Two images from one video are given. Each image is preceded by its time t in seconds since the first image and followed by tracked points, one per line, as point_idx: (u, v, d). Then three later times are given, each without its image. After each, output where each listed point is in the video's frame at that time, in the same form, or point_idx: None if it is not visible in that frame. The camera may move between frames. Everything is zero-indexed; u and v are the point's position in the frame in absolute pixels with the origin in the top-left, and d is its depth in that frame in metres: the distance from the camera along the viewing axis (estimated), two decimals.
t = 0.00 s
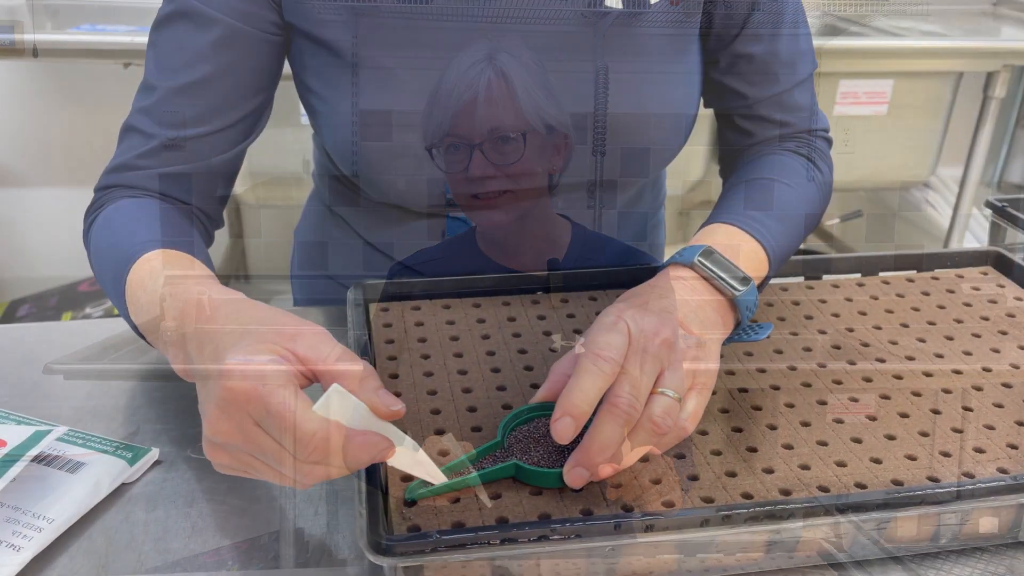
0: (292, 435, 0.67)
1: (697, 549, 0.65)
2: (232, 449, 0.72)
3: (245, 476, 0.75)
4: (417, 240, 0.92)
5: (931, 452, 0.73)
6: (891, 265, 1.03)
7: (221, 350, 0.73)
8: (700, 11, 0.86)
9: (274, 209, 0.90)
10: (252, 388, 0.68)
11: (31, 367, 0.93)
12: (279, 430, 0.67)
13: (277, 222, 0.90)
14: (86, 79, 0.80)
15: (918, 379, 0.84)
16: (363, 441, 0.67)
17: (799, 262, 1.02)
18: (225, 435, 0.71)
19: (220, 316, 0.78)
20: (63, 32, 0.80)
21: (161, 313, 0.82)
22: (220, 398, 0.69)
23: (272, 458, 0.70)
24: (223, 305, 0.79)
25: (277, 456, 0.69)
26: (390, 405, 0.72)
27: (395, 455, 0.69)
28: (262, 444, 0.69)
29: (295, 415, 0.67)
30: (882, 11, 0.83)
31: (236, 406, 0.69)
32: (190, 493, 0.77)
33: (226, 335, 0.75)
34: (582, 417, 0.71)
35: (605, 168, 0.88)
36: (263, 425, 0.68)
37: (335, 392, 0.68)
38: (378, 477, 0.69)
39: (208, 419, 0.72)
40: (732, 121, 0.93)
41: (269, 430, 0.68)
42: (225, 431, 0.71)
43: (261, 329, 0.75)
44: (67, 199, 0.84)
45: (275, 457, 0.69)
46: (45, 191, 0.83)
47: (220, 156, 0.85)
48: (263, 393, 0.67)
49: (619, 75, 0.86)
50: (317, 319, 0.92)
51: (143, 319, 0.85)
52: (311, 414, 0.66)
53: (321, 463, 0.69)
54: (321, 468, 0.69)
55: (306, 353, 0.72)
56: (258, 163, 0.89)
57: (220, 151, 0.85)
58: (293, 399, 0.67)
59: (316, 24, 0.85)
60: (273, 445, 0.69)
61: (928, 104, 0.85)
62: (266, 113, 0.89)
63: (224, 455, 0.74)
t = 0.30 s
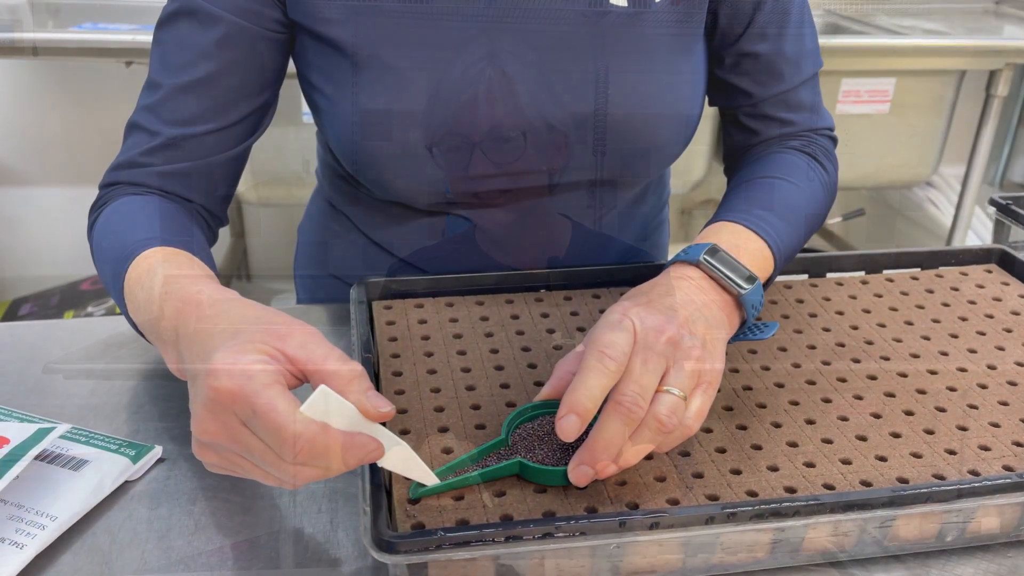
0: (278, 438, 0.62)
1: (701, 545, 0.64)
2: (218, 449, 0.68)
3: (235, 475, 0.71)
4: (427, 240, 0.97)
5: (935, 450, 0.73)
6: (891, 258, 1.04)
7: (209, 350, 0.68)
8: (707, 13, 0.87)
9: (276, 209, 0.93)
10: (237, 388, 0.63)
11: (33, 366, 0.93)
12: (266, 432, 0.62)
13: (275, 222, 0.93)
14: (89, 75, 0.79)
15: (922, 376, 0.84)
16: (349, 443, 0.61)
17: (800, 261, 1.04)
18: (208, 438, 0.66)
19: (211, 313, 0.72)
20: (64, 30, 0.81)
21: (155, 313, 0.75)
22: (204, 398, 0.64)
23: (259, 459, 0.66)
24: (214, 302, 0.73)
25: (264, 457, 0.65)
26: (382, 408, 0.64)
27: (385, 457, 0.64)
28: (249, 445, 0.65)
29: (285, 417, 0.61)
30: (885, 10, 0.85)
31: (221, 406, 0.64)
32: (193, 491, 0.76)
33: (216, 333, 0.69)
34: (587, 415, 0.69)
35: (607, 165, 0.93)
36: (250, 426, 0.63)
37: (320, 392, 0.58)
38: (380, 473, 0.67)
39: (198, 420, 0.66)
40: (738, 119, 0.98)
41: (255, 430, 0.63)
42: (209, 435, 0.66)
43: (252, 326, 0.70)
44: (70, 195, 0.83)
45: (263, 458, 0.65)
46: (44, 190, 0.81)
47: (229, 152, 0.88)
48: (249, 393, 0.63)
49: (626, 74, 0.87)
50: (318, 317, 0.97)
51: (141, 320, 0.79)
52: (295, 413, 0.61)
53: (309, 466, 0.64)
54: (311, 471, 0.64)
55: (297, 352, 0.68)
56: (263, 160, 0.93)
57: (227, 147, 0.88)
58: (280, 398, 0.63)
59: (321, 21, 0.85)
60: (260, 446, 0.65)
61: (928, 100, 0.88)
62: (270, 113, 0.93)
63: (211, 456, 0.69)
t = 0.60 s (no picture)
0: (279, 438, 0.60)
1: (699, 543, 0.63)
2: (219, 448, 0.66)
3: (235, 474, 0.69)
4: (429, 239, 0.99)
5: (934, 451, 0.73)
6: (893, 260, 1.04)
7: (210, 348, 0.66)
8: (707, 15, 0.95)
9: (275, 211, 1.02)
10: (238, 386, 0.61)
11: (34, 367, 0.93)
12: (266, 431, 0.60)
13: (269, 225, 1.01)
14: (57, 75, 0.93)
15: (921, 377, 0.84)
16: (349, 442, 0.61)
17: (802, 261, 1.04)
18: (208, 438, 0.64)
19: (213, 312, 0.69)
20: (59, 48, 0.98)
21: (158, 310, 0.73)
22: (203, 397, 0.62)
23: (260, 458, 0.64)
24: (215, 302, 0.71)
25: (264, 455, 0.63)
26: (382, 407, 0.62)
27: (385, 458, 0.63)
28: (250, 445, 0.63)
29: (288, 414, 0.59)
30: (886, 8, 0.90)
31: (222, 405, 0.61)
32: (193, 490, 0.76)
33: (217, 332, 0.67)
34: (589, 418, 0.68)
35: (607, 168, 0.94)
36: (251, 425, 0.61)
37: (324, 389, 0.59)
38: (379, 472, 0.66)
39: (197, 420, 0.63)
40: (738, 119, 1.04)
41: (256, 430, 0.61)
42: (209, 435, 0.64)
43: (253, 325, 0.68)
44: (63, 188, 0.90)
45: (263, 457, 0.63)
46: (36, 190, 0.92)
47: (231, 151, 0.90)
48: (249, 392, 0.60)
49: (622, 76, 0.87)
50: (318, 316, 1.00)
51: (142, 320, 0.76)
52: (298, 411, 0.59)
53: (311, 465, 0.62)
54: (313, 470, 0.62)
55: (299, 352, 0.65)
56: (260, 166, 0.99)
57: (230, 146, 0.90)
58: (281, 397, 0.60)
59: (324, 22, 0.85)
60: (263, 445, 0.62)
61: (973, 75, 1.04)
62: (270, 113, 0.95)
63: (211, 455, 0.67)
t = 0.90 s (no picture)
0: (301, 394, 0.60)
1: (702, 542, 0.63)
2: (244, 408, 0.66)
3: (261, 436, 0.70)
4: (431, 239, 0.99)
5: (937, 449, 0.73)
6: (894, 259, 1.04)
7: (228, 313, 0.66)
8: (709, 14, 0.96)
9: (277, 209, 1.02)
10: (260, 344, 0.61)
11: (35, 366, 0.93)
12: (289, 387, 0.60)
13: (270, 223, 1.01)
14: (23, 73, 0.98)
15: (924, 376, 0.83)
16: (372, 395, 0.60)
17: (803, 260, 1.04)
18: (234, 397, 0.65)
19: (229, 280, 0.70)
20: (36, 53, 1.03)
21: (169, 287, 0.73)
22: (227, 356, 0.63)
23: (284, 416, 0.64)
24: (230, 272, 0.71)
25: (288, 412, 0.64)
26: (402, 357, 0.63)
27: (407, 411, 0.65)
28: (274, 403, 0.63)
29: (309, 368, 0.59)
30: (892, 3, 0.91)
31: (246, 363, 0.62)
32: (195, 488, 0.76)
33: (234, 298, 0.68)
34: (591, 406, 0.68)
35: (609, 166, 0.94)
36: (274, 381, 0.62)
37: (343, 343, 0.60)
38: (381, 470, 0.66)
39: (221, 379, 0.64)
40: (741, 117, 1.04)
41: (279, 386, 0.62)
42: (235, 394, 0.65)
43: (270, 289, 0.68)
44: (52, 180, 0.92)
45: (287, 416, 0.64)
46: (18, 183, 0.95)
47: (232, 150, 0.90)
48: (271, 348, 0.61)
49: (624, 74, 0.87)
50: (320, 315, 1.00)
51: (152, 302, 0.76)
52: (320, 365, 0.59)
53: (335, 420, 0.62)
54: (337, 425, 0.62)
55: (315, 312, 0.65)
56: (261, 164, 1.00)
57: (231, 145, 0.90)
58: (303, 353, 0.60)
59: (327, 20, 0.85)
60: (286, 403, 0.63)
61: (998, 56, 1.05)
62: (270, 113, 0.95)
63: (236, 416, 0.68)
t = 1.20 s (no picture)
0: (336, 401, 0.60)
1: (702, 542, 0.63)
2: (271, 413, 0.66)
3: (285, 439, 0.70)
4: (432, 239, 0.99)
5: (937, 449, 0.73)
6: (893, 259, 1.04)
7: (258, 319, 0.66)
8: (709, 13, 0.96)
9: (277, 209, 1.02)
10: (295, 351, 0.61)
11: (36, 367, 0.93)
12: (323, 394, 0.61)
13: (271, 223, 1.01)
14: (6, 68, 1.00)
15: (924, 376, 0.83)
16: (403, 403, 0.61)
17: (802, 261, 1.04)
18: (264, 403, 0.65)
19: (255, 286, 0.70)
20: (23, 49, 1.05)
21: (191, 291, 0.73)
22: (260, 362, 0.63)
23: (313, 421, 0.64)
24: (252, 277, 0.71)
25: (319, 418, 0.63)
26: (427, 366, 0.64)
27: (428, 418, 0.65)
28: (305, 409, 0.63)
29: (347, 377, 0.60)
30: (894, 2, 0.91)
31: (279, 369, 0.62)
32: (195, 489, 0.76)
33: (261, 303, 0.68)
34: (582, 393, 0.68)
35: (610, 165, 0.94)
36: (308, 388, 0.62)
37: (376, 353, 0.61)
38: (381, 471, 0.66)
39: (253, 386, 0.64)
40: (740, 116, 1.04)
41: (312, 393, 0.62)
42: (265, 400, 0.64)
43: (298, 296, 0.68)
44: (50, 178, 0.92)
45: (317, 421, 0.64)
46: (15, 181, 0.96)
47: (233, 151, 0.90)
48: (306, 355, 0.61)
49: (625, 73, 0.87)
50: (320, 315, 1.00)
51: (170, 306, 0.76)
52: (355, 374, 0.60)
53: (365, 426, 0.62)
54: (368, 431, 0.63)
55: (343, 321, 0.66)
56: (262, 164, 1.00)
57: (232, 145, 0.90)
58: (337, 360, 0.61)
59: (328, 19, 0.85)
60: (318, 409, 0.63)
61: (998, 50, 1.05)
62: (270, 113, 0.95)
63: (263, 420, 0.68)
